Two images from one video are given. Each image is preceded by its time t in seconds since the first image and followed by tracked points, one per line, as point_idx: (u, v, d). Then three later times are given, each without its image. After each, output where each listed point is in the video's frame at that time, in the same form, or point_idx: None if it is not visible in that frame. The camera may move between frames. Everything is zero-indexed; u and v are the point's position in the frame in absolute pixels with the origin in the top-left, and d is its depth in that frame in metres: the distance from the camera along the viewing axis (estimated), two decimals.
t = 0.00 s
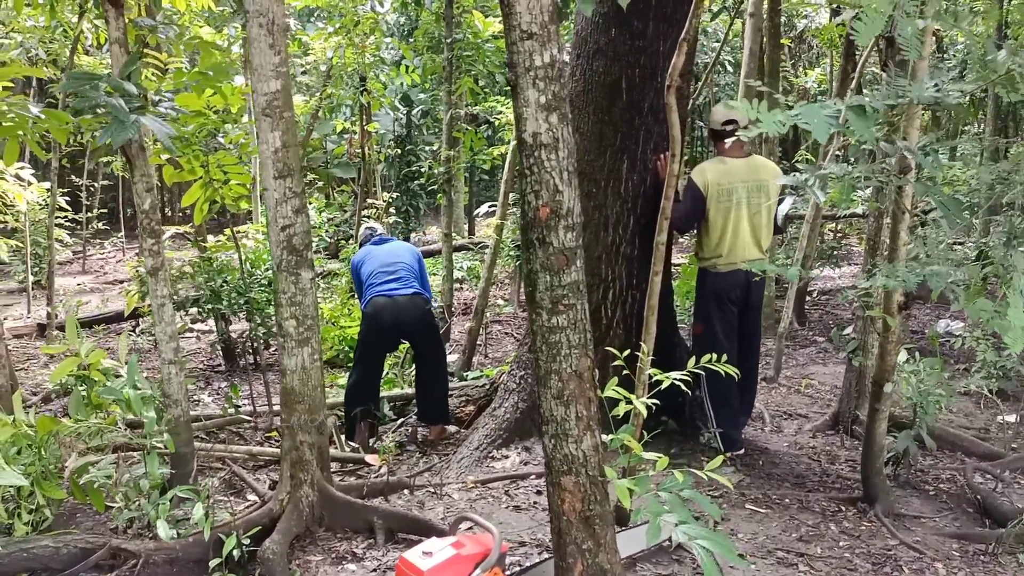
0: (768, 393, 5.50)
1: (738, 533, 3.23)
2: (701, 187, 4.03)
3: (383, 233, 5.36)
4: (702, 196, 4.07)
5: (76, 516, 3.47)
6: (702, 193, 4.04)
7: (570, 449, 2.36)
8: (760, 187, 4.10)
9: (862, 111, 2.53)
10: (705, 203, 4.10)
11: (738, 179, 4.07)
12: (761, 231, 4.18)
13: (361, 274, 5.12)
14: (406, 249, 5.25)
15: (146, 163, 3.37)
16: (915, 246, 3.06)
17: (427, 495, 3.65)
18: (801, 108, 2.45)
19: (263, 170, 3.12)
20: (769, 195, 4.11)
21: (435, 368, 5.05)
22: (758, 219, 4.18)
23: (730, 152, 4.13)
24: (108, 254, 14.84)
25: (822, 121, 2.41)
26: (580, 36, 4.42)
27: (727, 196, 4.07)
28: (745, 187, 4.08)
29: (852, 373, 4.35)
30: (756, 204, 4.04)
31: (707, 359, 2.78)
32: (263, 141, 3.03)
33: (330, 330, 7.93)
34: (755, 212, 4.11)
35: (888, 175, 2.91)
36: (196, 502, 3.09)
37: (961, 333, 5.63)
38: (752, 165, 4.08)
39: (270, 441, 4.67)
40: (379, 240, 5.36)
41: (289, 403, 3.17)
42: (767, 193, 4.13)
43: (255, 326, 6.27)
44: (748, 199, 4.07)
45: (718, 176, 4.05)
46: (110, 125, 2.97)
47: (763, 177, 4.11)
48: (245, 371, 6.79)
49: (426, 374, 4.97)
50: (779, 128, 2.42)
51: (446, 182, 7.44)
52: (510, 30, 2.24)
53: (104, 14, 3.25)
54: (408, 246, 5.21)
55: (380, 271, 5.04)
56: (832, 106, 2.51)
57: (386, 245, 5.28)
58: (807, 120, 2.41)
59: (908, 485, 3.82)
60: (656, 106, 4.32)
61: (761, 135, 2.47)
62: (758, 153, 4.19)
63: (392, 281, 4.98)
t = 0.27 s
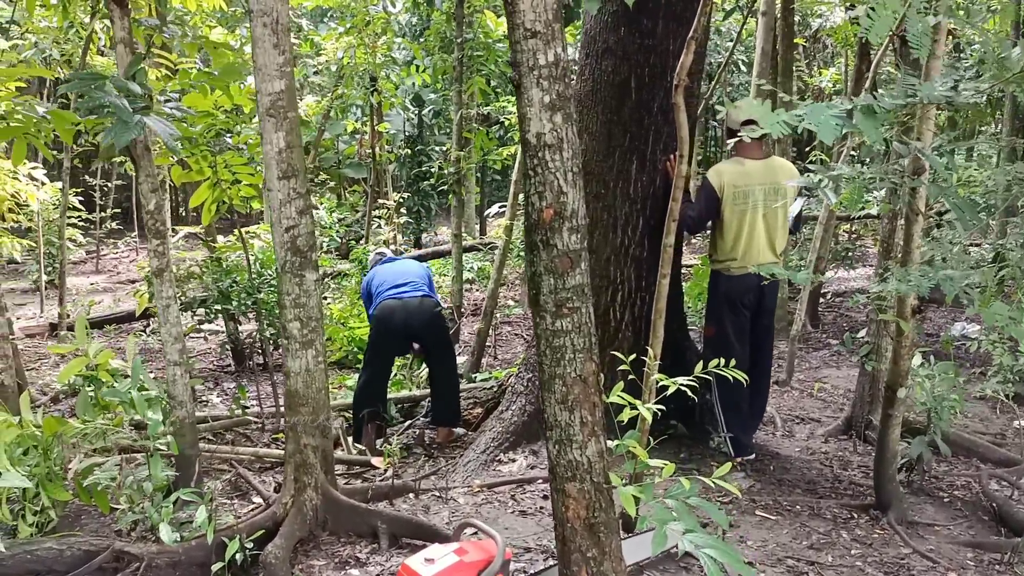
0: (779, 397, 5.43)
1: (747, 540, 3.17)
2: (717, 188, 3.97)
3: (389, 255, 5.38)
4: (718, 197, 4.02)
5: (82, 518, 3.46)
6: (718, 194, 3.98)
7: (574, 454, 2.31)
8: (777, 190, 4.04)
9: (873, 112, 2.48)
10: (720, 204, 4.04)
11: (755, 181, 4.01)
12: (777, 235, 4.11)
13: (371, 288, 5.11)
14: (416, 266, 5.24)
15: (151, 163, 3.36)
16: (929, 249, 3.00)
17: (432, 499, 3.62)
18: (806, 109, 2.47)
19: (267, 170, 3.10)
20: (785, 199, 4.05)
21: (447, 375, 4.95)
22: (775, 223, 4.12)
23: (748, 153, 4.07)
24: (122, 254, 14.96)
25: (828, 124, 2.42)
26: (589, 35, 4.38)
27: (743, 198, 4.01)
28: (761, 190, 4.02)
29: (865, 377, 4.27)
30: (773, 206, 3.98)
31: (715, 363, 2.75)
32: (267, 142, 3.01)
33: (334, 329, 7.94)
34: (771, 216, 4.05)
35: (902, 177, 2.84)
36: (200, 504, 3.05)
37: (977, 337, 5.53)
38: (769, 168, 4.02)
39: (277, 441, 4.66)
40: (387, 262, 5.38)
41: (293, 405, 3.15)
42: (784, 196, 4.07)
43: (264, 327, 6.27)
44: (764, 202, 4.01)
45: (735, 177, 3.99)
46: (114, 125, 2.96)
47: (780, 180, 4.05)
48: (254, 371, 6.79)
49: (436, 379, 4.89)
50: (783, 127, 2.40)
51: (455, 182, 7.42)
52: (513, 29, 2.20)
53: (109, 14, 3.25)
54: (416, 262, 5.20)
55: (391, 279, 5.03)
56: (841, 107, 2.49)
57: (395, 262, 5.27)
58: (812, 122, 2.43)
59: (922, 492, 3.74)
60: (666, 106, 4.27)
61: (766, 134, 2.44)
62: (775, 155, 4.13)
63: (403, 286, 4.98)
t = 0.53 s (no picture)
0: (792, 399, 5.33)
1: (757, 547, 3.09)
2: (732, 186, 3.89)
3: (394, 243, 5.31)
4: (733, 195, 3.93)
5: (83, 519, 3.44)
6: (733, 192, 3.89)
7: (579, 459, 2.25)
8: (793, 190, 3.96)
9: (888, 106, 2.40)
10: (735, 202, 3.96)
11: (772, 181, 3.93)
12: (791, 236, 4.04)
13: (375, 279, 5.06)
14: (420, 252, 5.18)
15: (154, 160, 3.33)
16: (947, 249, 2.91)
17: (436, 502, 3.57)
18: (816, 98, 2.41)
19: (269, 168, 3.06)
20: (801, 200, 3.98)
21: (451, 371, 4.94)
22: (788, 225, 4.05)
23: (765, 152, 3.99)
24: (134, 253, 15.03)
25: (838, 115, 2.35)
26: (598, 31, 4.31)
27: (758, 197, 3.93)
28: (778, 189, 3.94)
29: (880, 379, 4.18)
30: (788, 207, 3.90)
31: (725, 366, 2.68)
32: (268, 139, 2.97)
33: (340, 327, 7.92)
34: (786, 216, 3.97)
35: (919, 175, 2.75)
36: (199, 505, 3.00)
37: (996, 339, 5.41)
38: (787, 167, 3.94)
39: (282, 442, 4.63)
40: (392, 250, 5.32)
41: (295, 406, 3.10)
42: (799, 197, 3.99)
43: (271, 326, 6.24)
44: (779, 202, 3.93)
45: (751, 175, 3.90)
46: (113, 122, 2.92)
47: (796, 181, 3.97)
48: (261, 370, 6.77)
49: (440, 376, 4.85)
50: (792, 119, 2.33)
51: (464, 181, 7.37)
52: (517, 22, 2.14)
53: (111, 10, 3.23)
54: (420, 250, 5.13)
55: (395, 272, 4.98)
56: (853, 99, 2.42)
57: (399, 251, 5.22)
58: (821, 113, 2.37)
59: (938, 498, 3.64)
60: (676, 103, 4.19)
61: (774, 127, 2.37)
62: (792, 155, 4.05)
63: (407, 282, 4.93)
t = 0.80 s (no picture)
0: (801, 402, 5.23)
1: (763, 555, 3.01)
2: (743, 182, 3.80)
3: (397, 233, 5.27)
4: (743, 192, 3.84)
5: (80, 521, 3.40)
6: (743, 189, 3.81)
7: (577, 466, 2.18)
8: (804, 189, 3.87)
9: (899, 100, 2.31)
10: (744, 199, 3.87)
11: (783, 178, 3.84)
12: (801, 236, 3.96)
13: (378, 274, 5.01)
14: (423, 246, 5.13)
15: (151, 158, 3.29)
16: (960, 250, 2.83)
17: (436, 507, 3.51)
18: (817, 87, 2.30)
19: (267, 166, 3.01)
20: (812, 199, 3.89)
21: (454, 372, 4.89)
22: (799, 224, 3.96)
23: (777, 149, 3.90)
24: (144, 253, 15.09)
25: (837, 106, 2.23)
26: (605, 28, 4.24)
27: (768, 195, 3.84)
28: (789, 187, 3.85)
29: (891, 383, 4.08)
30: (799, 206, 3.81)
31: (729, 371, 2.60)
32: (265, 136, 2.92)
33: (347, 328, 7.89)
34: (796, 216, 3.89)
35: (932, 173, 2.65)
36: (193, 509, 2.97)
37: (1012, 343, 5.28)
38: (799, 165, 3.85)
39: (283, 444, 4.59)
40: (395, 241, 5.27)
41: (291, 408, 3.05)
42: (811, 196, 3.90)
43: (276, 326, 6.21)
44: (790, 200, 3.85)
45: (762, 172, 3.82)
46: (109, 120, 2.87)
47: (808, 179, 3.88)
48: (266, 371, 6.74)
49: (443, 377, 4.81)
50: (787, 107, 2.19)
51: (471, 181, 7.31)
52: (514, 14, 2.08)
53: (108, 7, 3.19)
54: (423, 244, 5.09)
55: (398, 270, 4.93)
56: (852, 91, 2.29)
57: (403, 244, 5.17)
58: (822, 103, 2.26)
59: (950, 505, 3.54)
60: (684, 100, 4.11)
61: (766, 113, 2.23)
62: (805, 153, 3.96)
63: (411, 280, 4.88)
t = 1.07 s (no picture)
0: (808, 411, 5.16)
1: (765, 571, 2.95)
2: (754, 190, 3.75)
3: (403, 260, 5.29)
4: (754, 199, 3.79)
5: (76, 531, 3.38)
6: (754, 196, 3.76)
7: (572, 483, 2.14)
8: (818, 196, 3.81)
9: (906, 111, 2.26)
10: (756, 206, 3.82)
11: (795, 185, 3.78)
12: (813, 244, 3.90)
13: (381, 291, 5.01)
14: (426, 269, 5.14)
15: (149, 166, 3.27)
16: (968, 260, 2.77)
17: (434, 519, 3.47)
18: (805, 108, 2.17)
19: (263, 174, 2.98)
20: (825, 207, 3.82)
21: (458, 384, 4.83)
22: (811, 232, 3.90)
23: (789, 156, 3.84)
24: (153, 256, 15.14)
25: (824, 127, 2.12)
26: (608, 34, 4.20)
27: (780, 203, 3.79)
28: (801, 195, 3.79)
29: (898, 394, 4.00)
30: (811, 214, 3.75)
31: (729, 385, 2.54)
32: (261, 144, 2.89)
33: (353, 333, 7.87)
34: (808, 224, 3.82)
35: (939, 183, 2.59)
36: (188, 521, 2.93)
37: None
38: (812, 172, 3.78)
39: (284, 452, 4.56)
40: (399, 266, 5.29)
41: (287, 419, 3.02)
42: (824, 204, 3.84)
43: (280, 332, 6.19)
44: (802, 208, 3.79)
45: (774, 180, 3.76)
46: (105, 127, 2.85)
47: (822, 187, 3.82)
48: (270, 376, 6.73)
49: (445, 389, 4.77)
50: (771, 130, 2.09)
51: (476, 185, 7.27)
52: (508, 23, 2.04)
53: (105, 14, 3.17)
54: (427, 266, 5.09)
55: (401, 285, 4.94)
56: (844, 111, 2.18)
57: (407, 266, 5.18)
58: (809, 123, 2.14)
59: (958, 520, 3.46)
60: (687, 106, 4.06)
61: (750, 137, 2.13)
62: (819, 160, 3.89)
63: (413, 294, 4.87)
